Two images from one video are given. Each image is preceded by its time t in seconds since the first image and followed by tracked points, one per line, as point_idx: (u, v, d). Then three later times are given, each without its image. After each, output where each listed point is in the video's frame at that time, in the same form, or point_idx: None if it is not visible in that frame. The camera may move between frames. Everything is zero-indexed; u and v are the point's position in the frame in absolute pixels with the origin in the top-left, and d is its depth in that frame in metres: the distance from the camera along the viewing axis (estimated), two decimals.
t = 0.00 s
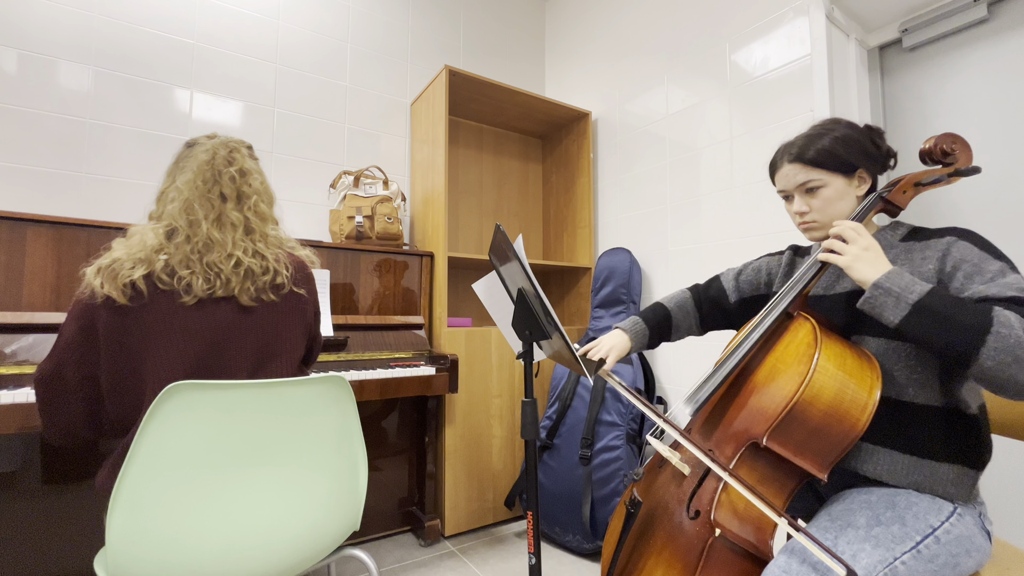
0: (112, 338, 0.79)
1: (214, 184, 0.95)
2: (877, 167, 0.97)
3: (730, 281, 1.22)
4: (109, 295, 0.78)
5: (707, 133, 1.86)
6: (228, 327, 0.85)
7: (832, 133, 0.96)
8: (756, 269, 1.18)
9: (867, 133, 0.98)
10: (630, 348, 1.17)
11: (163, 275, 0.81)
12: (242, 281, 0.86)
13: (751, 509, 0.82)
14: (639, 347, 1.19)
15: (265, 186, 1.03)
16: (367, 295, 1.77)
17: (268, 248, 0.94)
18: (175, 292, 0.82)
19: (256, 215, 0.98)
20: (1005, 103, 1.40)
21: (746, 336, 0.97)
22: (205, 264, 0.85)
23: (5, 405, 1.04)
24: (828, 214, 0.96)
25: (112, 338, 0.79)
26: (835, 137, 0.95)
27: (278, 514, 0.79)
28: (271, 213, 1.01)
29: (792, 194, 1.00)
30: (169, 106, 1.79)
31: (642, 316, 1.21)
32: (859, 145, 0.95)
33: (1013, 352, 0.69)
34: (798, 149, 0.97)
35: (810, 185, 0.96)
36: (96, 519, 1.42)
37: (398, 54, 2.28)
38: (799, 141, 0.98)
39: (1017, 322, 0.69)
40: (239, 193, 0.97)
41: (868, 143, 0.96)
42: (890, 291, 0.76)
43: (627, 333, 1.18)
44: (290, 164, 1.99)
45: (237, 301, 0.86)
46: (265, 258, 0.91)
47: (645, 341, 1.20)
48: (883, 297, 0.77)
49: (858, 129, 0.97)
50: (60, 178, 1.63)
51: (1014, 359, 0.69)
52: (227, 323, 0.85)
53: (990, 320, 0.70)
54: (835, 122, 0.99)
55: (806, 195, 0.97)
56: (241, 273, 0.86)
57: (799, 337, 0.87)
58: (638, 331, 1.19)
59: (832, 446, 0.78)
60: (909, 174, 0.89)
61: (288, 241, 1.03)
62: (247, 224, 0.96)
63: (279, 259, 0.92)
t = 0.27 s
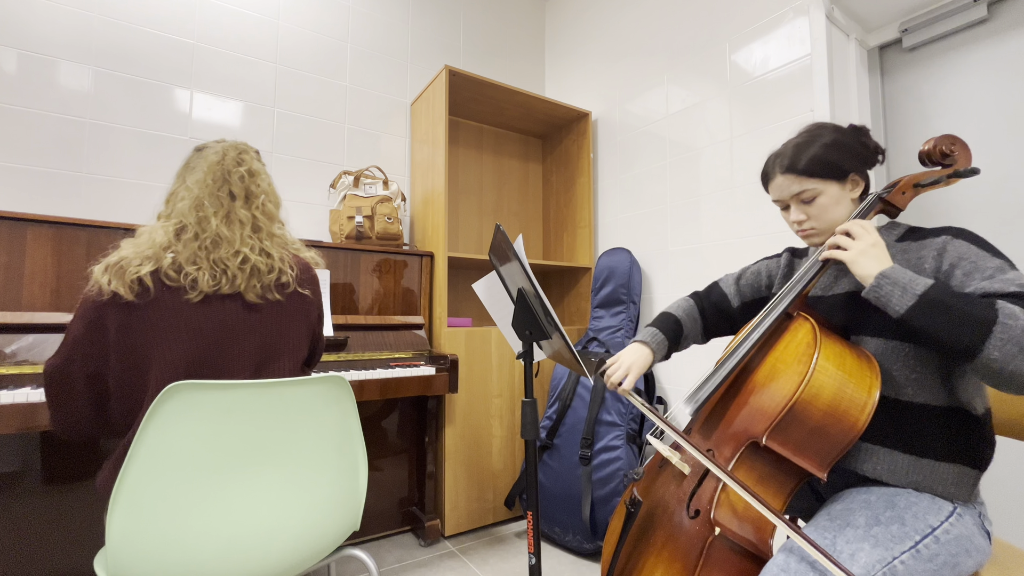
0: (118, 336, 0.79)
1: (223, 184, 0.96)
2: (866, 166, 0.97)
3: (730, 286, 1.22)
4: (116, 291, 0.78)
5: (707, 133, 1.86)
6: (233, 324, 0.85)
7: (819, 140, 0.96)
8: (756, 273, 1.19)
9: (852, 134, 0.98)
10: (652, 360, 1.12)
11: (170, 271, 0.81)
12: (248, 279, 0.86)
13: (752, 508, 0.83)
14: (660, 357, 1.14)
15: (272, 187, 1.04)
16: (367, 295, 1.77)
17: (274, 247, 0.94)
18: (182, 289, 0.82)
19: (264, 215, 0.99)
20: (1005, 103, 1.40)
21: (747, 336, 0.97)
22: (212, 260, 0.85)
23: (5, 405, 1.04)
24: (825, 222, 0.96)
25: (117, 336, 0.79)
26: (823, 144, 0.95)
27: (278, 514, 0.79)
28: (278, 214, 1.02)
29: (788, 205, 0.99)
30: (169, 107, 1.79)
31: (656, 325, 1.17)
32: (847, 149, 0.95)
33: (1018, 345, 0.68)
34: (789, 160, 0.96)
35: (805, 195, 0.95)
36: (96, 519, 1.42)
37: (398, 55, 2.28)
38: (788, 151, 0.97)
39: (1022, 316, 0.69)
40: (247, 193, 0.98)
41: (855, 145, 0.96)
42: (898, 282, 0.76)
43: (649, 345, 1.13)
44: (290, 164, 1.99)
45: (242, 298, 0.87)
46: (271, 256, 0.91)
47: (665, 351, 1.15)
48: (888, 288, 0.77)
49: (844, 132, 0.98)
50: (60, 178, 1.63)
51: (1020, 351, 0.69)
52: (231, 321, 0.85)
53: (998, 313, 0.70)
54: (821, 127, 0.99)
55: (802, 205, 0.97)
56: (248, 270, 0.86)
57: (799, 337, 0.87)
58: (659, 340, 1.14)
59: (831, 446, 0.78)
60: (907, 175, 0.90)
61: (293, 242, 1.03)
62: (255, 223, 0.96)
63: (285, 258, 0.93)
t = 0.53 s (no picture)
0: (121, 334, 0.80)
1: (228, 185, 0.96)
2: (848, 169, 0.98)
3: (732, 295, 1.22)
4: (118, 291, 0.78)
5: (707, 133, 1.86)
6: (233, 323, 0.85)
7: (801, 151, 0.96)
8: (754, 278, 1.20)
9: (832, 140, 0.98)
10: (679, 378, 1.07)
11: (170, 270, 0.81)
12: (248, 279, 0.86)
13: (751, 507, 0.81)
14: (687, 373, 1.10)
15: (277, 189, 1.04)
16: (367, 296, 1.77)
17: (276, 247, 0.94)
18: (181, 288, 0.82)
19: (267, 216, 0.99)
20: (1005, 103, 1.40)
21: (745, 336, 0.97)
22: (212, 260, 0.85)
23: (5, 405, 1.03)
24: (814, 230, 0.97)
25: (121, 333, 0.80)
26: (805, 155, 0.95)
27: (278, 514, 0.79)
28: (282, 216, 1.02)
29: (777, 216, 1.00)
30: (169, 106, 1.79)
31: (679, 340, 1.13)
32: (829, 157, 0.95)
33: (991, 364, 0.70)
34: (774, 173, 0.97)
35: (793, 207, 0.96)
36: (96, 519, 1.42)
37: (398, 54, 2.28)
38: (773, 165, 0.98)
39: (995, 335, 0.70)
40: (252, 194, 0.99)
41: (836, 151, 0.97)
42: (878, 301, 0.78)
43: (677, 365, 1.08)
44: (290, 164, 1.99)
45: (242, 297, 0.87)
46: (272, 256, 0.91)
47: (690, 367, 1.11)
48: (870, 308, 0.78)
49: (824, 140, 0.98)
50: (60, 178, 1.63)
51: (994, 370, 0.70)
52: (231, 319, 0.85)
53: (973, 331, 0.71)
54: (800, 138, 0.99)
55: (791, 216, 0.97)
56: (247, 270, 0.86)
57: (797, 336, 0.87)
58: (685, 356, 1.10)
59: (828, 443, 0.78)
60: (902, 180, 0.90)
61: (297, 243, 1.03)
62: (258, 224, 0.96)
63: (286, 258, 0.93)
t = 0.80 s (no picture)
0: (126, 334, 0.80)
1: (230, 187, 0.96)
2: (837, 173, 0.98)
3: (728, 298, 1.22)
4: (123, 292, 0.78)
5: (707, 133, 1.86)
6: (237, 324, 0.85)
7: (791, 155, 0.97)
8: (751, 281, 1.20)
9: (820, 145, 0.99)
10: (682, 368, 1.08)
11: (174, 273, 0.82)
12: (250, 280, 0.87)
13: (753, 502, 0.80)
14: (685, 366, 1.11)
15: (280, 189, 1.04)
16: (368, 296, 1.77)
17: (279, 247, 0.94)
18: (185, 289, 0.83)
19: (270, 217, 0.99)
20: (1005, 103, 1.40)
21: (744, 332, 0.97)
22: (216, 261, 0.85)
23: (5, 405, 1.03)
24: (802, 233, 0.97)
25: (126, 333, 0.80)
26: (795, 159, 0.96)
27: (279, 514, 0.79)
28: (284, 216, 1.02)
29: (767, 219, 1.01)
30: (169, 106, 1.79)
31: (677, 331, 1.15)
32: (818, 161, 0.96)
33: (978, 381, 0.70)
34: (764, 177, 0.97)
35: (782, 211, 0.96)
36: (96, 519, 1.42)
37: (398, 54, 2.28)
38: (762, 169, 0.98)
39: (975, 352, 0.70)
40: (254, 195, 0.99)
41: (825, 156, 0.97)
42: (858, 331, 0.78)
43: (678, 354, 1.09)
44: (290, 164, 1.99)
45: (244, 298, 0.87)
46: (275, 257, 0.91)
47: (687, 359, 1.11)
48: (852, 336, 0.79)
49: (813, 145, 0.99)
50: (61, 178, 1.63)
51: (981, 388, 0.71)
52: (235, 320, 0.85)
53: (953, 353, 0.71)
54: (790, 143, 1.00)
55: (781, 219, 0.98)
56: (250, 272, 0.86)
57: (791, 334, 0.87)
58: (683, 347, 1.11)
59: (823, 439, 0.78)
60: (893, 180, 0.90)
61: (300, 243, 1.03)
62: (261, 225, 0.96)
63: (289, 259, 0.93)
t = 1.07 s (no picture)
0: (131, 333, 0.80)
1: (237, 189, 0.97)
2: (837, 175, 0.98)
3: (727, 293, 1.22)
4: (128, 292, 0.78)
5: (707, 133, 1.86)
6: (242, 325, 0.85)
7: (791, 153, 0.97)
8: (750, 278, 1.19)
9: (822, 145, 0.99)
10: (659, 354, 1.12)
11: (180, 273, 0.82)
12: (256, 281, 0.87)
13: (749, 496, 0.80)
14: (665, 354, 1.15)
15: (285, 191, 1.04)
16: (368, 296, 1.77)
17: (285, 249, 0.94)
18: (190, 290, 0.82)
19: (276, 219, 0.99)
20: (1006, 103, 1.40)
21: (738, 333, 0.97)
22: (222, 263, 0.85)
23: (5, 405, 1.03)
24: (798, 229, 0.97)
25: (131, 333, 0.80)
26: (794, 157, 0.96)
27: (279, 514, 0.79)
28: (291, 219, 1.02)
29: (764, 214, 1.00)
30: (169, 106, 1.79)
31: (663, 321, 1.18)
32: (817, 161, 0.96)
33: (978, 365, 0.69)
34: (762, 173, 0.98)
35: (779, 205, 0.96)
36: (96, 519, 1.42)
37: (398, 54, 2.28)
38: (762, 165, 0.99)
39: (974, 335, 0.69)
40: (260, 197, 0.99)
41: (825, 156, 0.97)
42: (856, 314, 0.77)
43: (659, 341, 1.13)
44: (290, 164, 1.99)
45: (250, 299, 0.87)
46: (280, 259, 0.91)
47: (669, 348, 1.15)
48: (852, 321, 0.78)
49: (813, 145, 0.99)
50: (61, 178, 1.63)
51: (981, 372, 0.70)
52: (240, 321, 0.85)
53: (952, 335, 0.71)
54: (791, 142, 1.00)
55: (777, 214, 0.98)
56: (256, 273, 0.86)
57: (787, 332, 0.87)
58: (664, 337, 1.15)
59: (817, 435, 0.78)
60: (885, 179, 0.90)
61: (306, 245, 1.03)
62: (267, 227, 0.96)
63: (293, 260, 0.93)
